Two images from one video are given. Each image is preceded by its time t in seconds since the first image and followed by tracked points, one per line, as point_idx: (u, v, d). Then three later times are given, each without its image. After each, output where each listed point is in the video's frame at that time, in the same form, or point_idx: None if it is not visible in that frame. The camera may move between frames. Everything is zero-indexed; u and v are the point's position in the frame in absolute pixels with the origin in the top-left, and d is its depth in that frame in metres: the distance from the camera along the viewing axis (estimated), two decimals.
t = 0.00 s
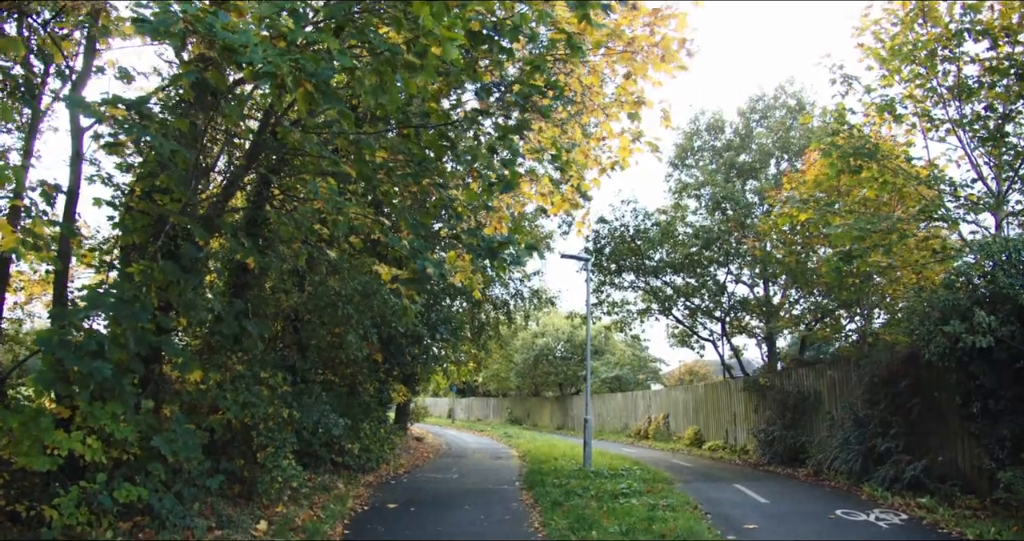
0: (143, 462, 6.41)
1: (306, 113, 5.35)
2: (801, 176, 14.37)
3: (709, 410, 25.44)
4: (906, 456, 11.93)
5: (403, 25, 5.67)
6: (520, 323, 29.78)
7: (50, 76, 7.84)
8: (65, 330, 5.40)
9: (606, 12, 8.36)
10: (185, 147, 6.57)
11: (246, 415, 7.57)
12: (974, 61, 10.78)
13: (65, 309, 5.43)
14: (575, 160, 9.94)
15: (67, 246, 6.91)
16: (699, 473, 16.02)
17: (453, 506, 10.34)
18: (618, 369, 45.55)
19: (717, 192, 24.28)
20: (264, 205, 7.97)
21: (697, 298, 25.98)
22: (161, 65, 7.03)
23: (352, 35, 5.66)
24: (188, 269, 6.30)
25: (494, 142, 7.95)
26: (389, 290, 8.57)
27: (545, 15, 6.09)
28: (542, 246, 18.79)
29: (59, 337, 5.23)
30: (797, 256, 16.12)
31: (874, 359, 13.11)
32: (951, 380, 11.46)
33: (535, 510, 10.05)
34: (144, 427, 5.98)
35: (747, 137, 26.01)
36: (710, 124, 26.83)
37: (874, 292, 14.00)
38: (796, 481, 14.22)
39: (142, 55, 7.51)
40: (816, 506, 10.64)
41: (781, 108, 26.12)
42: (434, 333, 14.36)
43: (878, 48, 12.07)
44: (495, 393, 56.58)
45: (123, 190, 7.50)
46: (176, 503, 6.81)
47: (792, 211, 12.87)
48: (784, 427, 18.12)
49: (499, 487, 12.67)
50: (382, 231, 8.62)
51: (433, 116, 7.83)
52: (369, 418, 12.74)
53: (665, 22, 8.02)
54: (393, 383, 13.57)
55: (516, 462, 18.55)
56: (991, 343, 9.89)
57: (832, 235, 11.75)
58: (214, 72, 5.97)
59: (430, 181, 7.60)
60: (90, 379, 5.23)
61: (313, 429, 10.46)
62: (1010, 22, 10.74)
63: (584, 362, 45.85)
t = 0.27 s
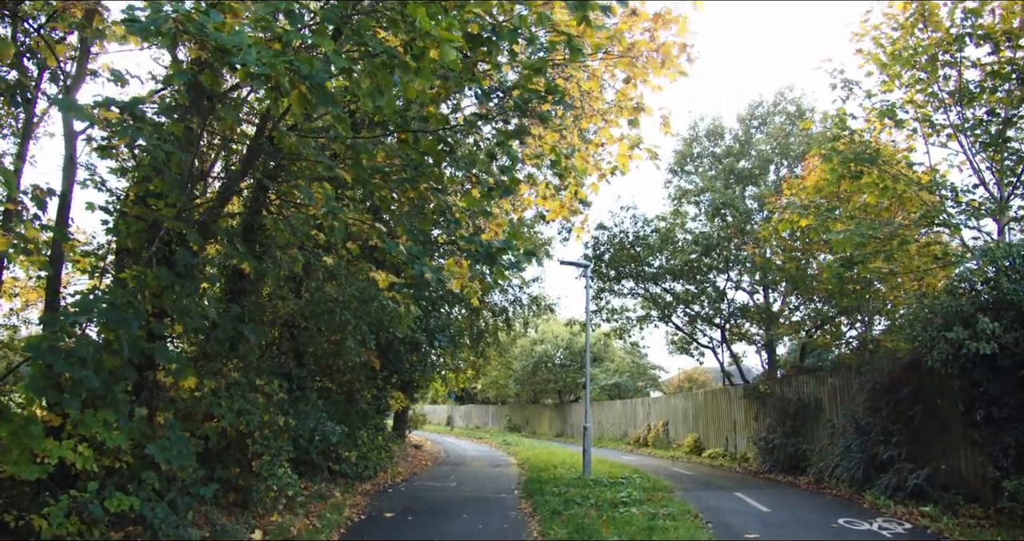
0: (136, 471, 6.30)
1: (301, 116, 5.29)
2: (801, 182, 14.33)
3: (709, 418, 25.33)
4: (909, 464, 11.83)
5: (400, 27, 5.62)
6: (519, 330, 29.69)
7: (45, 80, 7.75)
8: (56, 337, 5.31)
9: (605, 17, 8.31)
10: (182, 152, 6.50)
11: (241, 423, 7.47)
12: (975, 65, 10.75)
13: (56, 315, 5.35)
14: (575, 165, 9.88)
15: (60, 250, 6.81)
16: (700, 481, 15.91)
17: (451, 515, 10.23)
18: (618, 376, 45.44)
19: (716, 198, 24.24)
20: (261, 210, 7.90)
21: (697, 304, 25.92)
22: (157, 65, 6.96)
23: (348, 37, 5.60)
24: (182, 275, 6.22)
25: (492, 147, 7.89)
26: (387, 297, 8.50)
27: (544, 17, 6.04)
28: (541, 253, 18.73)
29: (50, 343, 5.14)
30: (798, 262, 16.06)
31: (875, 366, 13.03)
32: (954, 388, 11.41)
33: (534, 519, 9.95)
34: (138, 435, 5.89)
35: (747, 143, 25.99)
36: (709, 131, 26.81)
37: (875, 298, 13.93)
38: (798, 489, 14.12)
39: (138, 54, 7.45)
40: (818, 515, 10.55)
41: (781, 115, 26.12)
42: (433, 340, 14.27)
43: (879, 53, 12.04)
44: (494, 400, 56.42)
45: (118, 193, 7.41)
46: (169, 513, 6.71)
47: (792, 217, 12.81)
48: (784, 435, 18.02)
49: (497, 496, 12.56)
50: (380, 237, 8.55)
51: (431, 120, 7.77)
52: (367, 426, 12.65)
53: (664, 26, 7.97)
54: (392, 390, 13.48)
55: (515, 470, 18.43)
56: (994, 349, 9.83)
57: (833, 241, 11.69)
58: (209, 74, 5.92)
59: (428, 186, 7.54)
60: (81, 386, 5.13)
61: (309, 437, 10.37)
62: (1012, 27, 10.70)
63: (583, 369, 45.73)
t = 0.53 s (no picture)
0: (130, 480, 6.21)
1: (298, 119, 5.23)
2: (801, 189, 14.29)
3: (709, 425, 25.22)
4: (912, 472, 11.74)
5: (398, 29, 5.57)
6: (518, 337, 29.61)
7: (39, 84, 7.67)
8: (48, 343, 5.23)
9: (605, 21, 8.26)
10: (178, 156, 6.43)
11: (237, 431, 7.38)
12: (976, 70, 10.72)
13: (48, 320, 5.27)
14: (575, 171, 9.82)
15: (53, 256, 6.71)
16: (700, 489, 15.81)
17: (449, 524, 10.14)
18: (617, 383, 45.33)
19: (716, 205, 24.22)
20: (258, 215, 7.83)
21: (696, 312, 25.85)
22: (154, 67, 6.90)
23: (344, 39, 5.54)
24: (177, 280, 6.15)
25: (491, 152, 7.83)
26: (385, 304, 8.43)
27: (545, 19, 5.98)
28: (540, 259, 18.66)
29: (40, 349, 5.05)
30: (798, 268, 16.01)
31: (877, 374, 12.94)
32: (958, 395, 11.34)
33: (533, 529, 9.86)
34: (132, 443, 5.79)
35: (746, 150, 25.98)
36: (709, 137, 26.81)
37: (876, 305, 13.88)
38: (799, 498, 14.02)
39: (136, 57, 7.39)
40: (821, 524, 10.46)
41: (780, 121, 26.11)
42: (431, 348, 14.20)
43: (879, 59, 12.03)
44: (493, 408, 56.23)
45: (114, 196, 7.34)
46: (163, 522, 6.61)
47: (793, 223, 12.77)
48: (784, 443, 17.92)
49: (496, 505, 12.47)
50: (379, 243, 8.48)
51: (430, 125, 7.72)
52: (364, 434, 12.56)
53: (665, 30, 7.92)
54: (390, 398, 13.39)
55: (514, 478, 18.30)
56: (999, 356, 9.78)
57: (835, 247, 11.64)
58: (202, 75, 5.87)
59: (425, 193, 7.45)
60: (72, 393, 5.04)
61: (306, 445, 10.27)
62: (1013, 31, 10.67)
63: (582, 377, 45.62)
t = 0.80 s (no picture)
0: (124, 487, 6.13)
1: (294, 121, 5.18)
2: (802, 194, 14.27)
3: (709, 432, 25.13)
4: (915, 479, 11.66)
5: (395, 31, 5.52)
6: (518, 343, 29.53)
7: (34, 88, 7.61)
8: (41, 349, 5.16)
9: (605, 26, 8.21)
10: (174, 160, 6.36)
11: (232, 438, 7.30)
12: (978, 74, 10.70)
13: (42, 326, 5.20)
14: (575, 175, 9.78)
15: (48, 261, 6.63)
16: (700, 497, 15.73)
17: (448, 532, 10.06)
18: (616, 390, 45.23)
19: (716, 210, 24.22)
20: (255, 220, 7.78)
21: (696, 318, 25.81)
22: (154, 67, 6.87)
23: (342, 41, 5.50)
24: (172, 285, 6.09)
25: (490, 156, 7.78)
26: (383, 309, 8.37)
27: (545, 21, 5.93)
28: (540, 265, 18.61)
29: (33, 355, 4.98)
30: (798, 274, 15.96)
31: (878, 380, 12.88)
32: (961, 401, 11.28)
33: (532, 537, 9.78)
34: (126, 450, 5.72)
35: (746, 155, 25.97)
36: (709, 143, 26.80)
37: (877, 311, 13.82)
38: (800, 505, 13.95)
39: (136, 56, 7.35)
40: (823, 531, 10.39)
41: (780, 126, 26.10)
42: (430, 354, 14.13)
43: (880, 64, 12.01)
44: (492, 414, 56.09)
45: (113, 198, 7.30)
46: (157, 531, 6.53)
47: (794, 228, 12.74)
48: (785, 449, 17.84)
49: (495, 512, 12.38)
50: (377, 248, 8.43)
51: (428, 129, 7.67)
52: (362, 441, 12.48)
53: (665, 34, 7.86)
54: (389, 404, 13.31)
55: (513, 485, 18.21)
56: (1004, 363, 9.77)
57: (836, 252, 11.60)
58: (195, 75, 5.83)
59: (423, 198, 7.40)
60: (65, 399, 4.97)
61: (304, 452, 10.19)
62: (1015, 35, 10.65)
63: (582, 383, 45.51)
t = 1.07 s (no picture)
0: (118, 497, 6.03)
1: (287, 124, 5.11)
2: (803, 201, 14.22)
3: (709, 440, 25.01)
4: (919, 489, 11.55)
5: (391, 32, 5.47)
6: (517, 351, 29.47)
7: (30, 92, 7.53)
8: (33, 356, 5.07)
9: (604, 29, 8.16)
10: (171, 164, 6.29)
11: (228, 447, 7.20)
12: (979, 80, 10.68)
13: (35, 333, 5.12)
14: (575, 180, 9.73)
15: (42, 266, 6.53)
16: (701, 506, 15.59)
17: None
18: (616, 398, 45.10)
19: (716, 217, 24.20)
20: (254, 225, 7.72)
21: (697, 325, 25.73)
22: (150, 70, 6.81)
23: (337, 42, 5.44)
24: (166, 291, 6.02)
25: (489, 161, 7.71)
26: (381, 317, 8.29)
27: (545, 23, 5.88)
28: (539, 272, 18.55)
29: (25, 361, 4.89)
30: (799, 281, 15.90)
31: (881, 388, 12.78)
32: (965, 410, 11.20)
33: None
34: (120, 458, 5.62)
35: (746, 162, 25.96)
36: (709, 150, 26.82)
37: (878, 318, 13.76)
38: (802, 515, 13.85)
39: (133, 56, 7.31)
40: None
41: (780, 133, 26.09)
42: (428, 362, 14.03)
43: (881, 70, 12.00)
44: (491, 422, 55.90)
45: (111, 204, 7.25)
46: None
47: (795, 235, 12.70)
48: (786, 458, 17.72)
49: (494, 522, 12.27)
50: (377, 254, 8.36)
51: (428, 134, 7.61)
52: (360, 450, 12.38)
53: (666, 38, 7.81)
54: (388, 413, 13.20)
55: (513, 494, 18.08)
56: (1008, 371, 9.69)
57: (837, 258, 11.55)
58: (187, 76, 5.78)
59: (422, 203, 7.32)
60: (57, 407, 4.87)
61: (301, 461, 10.09)
62: (1016, 40, 10.62)
63: (581, 391, 45.38)
